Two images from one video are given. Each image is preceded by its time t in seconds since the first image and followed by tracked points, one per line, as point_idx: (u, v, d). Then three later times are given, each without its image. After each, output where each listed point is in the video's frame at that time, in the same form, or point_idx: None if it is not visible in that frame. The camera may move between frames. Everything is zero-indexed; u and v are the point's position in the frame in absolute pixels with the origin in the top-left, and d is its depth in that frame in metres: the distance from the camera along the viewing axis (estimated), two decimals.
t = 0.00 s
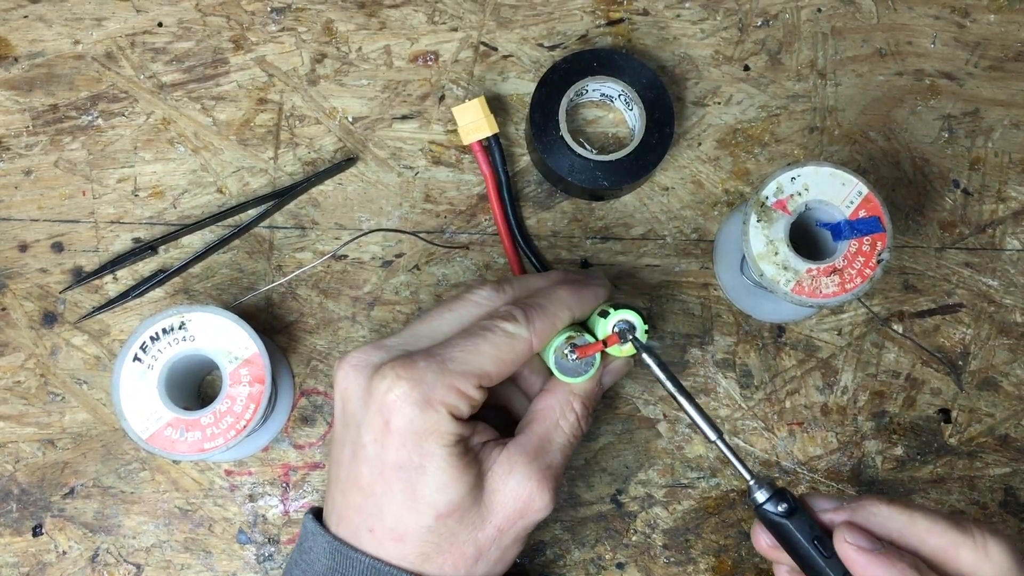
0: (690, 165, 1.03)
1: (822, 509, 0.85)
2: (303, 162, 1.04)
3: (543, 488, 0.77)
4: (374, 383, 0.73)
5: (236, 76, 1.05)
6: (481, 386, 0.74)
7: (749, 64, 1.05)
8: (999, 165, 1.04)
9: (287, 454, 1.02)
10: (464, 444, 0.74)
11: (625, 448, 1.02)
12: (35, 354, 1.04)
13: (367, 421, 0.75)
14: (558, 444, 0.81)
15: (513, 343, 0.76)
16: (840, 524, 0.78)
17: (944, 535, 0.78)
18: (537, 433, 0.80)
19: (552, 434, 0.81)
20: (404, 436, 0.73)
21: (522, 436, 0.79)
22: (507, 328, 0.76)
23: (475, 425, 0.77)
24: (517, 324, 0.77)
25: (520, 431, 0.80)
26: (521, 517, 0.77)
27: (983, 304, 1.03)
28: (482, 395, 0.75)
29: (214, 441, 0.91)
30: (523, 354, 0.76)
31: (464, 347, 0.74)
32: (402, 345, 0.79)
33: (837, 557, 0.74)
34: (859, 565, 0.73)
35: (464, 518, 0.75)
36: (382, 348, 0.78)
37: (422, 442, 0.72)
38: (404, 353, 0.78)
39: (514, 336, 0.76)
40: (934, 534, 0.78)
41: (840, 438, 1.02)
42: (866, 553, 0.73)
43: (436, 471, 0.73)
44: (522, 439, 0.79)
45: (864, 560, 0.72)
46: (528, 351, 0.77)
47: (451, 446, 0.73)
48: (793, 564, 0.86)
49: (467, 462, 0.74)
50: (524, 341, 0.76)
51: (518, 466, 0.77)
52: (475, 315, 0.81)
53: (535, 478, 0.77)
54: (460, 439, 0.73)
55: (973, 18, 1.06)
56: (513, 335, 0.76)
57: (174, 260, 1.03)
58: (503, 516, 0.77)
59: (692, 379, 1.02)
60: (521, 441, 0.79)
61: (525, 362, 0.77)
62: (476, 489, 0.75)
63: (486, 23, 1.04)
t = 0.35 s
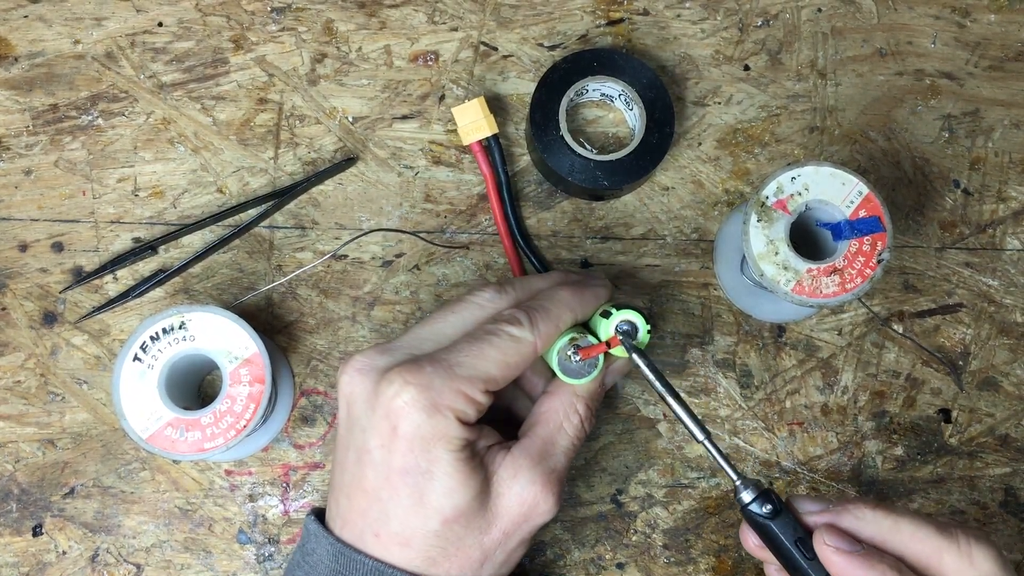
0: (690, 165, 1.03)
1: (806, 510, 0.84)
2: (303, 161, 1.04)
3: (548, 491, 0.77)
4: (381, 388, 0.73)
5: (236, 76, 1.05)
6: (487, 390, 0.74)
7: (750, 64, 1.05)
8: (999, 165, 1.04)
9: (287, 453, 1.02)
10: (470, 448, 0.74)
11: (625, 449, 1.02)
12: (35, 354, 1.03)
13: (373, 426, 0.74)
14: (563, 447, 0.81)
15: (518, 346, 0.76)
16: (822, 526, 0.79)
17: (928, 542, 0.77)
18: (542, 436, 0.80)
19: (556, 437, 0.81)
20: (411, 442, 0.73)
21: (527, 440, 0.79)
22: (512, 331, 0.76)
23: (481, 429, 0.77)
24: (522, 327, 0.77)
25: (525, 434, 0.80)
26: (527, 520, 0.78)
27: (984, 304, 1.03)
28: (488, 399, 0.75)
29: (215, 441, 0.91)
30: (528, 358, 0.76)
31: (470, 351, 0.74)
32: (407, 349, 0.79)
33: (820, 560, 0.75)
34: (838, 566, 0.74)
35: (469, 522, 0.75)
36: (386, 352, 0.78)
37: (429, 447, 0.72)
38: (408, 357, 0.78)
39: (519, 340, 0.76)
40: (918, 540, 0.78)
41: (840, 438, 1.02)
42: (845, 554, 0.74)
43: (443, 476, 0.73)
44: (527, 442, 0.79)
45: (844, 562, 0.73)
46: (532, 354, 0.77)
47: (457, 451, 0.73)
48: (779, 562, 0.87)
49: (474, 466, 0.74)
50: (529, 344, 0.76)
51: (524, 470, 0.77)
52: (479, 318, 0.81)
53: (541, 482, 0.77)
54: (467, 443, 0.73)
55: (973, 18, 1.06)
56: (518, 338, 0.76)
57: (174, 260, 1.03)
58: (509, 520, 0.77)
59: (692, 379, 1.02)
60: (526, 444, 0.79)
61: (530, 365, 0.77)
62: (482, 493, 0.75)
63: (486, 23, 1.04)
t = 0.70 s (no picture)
0: (690, 165, 1.03)
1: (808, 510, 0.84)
2: (303, 161, 1.04)
3: (549, 492, 0.78)
4: (382, 390, 0.73)
5: (236, 76, 1.05)
6: (488, 391, 0.74)
7: (750, 64, 1.05)
8: (999, 165, 1.04)
9: (287, 453, 1.02)
10: (472, 449, 0.74)
11: (625, 448, 1.02)
12: (35, 354, 1.04)
13: (375, 427, 0.74)
14: (564, 447, 0.81)
15: (519, 347, 0.76)
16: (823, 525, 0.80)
17: (929, 542, 0.77)
18: (543, 437, 0.80)
19: (557, 437, 0.81)
20: (413, 443, 0.73)
21: (528, 441, 0.79)
22: (513, 332, 0.76)
23: (482, 429, 0.77)
24: (523, 327, 0.77)
25: (527, 435, 0.80)
26: (529, 521, 0.78)
27: (983, 304, 1.03)
28: (490, 400, 0.75)
29: (215, 441, 0.91)
30: (529, 358, 0.76)
31: (471, 352, 0.74)
32: (408, 349, 0.79)
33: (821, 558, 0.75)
34: (839, 565, 0.73)
35: (471, 523, 0.75)
36: (387, 353, 0.78)
37: (431, 448, 0.72)
38: (409, 358, 0.78)
39: (520, 340, 0.76)
40: (919, 542, 0.78)
41: (840, 438, 1.02)
42: (847, 553, 0.73)
43: (445, 477, 0.73)
44: (528, 442, 0.79)
45: (844, 560, 0.73)
46: (534, 355, 0.77)
47: (459, 452, 0.73)
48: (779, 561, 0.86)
49: (476, 467, 0.74)
50: (530, 344, 0.76)
51: (526, 471, 0.77)
52: (480, 318, 0.81)
53: (543, 482, 0.77)
54: (469, 444, 0.73)
55: (973, 18, 1.06)
56: (519, 338, 0.76)
57: (174, 260, 1.03)
58: (511, 520, 0.77)
59: (692, 379, 1.02)
60: (527, 445, 0.79)
61: (531, 365, 0.77)
62: (484, 494, 0.75)
63: (486, 23, 1.04)
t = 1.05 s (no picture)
0: (690, 165, 1.03)
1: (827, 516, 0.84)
2: (303, 161, 1.04)
3: (549, 493, 0.78)
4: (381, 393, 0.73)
5: (236, 76, 1.05)
6: (487, 392, 0.74)
7: (750, 64, 1.05)
8: (999, 165, 1.04)
9: (287, 453, 1.02)
10: (471, 451, 0.74)
11: (625, 449, 1.02)
12: (35, 354, 1.03)
13: (374, 430, 0.74)
14: (563, 448, 0.81)
15: (517, 348, 0.76)
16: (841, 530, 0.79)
17: (949, 547, 0.77)
18: (542, 438, 0.80)
19: (556, 438, 0.81)
20: (412, 445, 0.73)
21: (527, 442, 0.79)
22: (511, 333, 0.76)
23: (481, 431, 0.77)
24: (521, 328, 0.77)
25: (525, 436, 0.80)
26: (529, 522, 0.78)
27: (983, 304, 1.03)
28: (489, 401, 0.75)
29: (215, 441, 0.91)
30: (527, 359, 0.76)
31: (470, 354, 0.74)
32: (406, 352, 0.79)
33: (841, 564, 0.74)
34: (858, 570, 0.71)
35: (472, 524, 0.75)
36: (386, 356, 0.78)
37: (430, 450, 0.72)
38: (408, 360, 0.78)
39: (518, 341, 0.76)
40: (939, 547, 0.77)
41: (840, 438, 1.02)
42: (867, 559, 0.71)
43: (445, 479, 0.73)
44: (527, 443, 0.79)
45: (865, 565, 0.71)
46: (532, 356, 0.77)
47: (458, 454, 0.73)
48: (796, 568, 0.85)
49: (475, 469, 0.74)
50: (528, 345, 0.76)
51: (525, 472, 0.77)
52: (478, 320, 0.82)
53: (542, 483, 0.77)
54: (468, 445, 0.73)
55: (973, 18, 1.06)
56: (518, 339, 0.76)
57: (174, 260, 1.03)
58: (511, 522, 0.77)
59: (692, 379, 1.02)
60: (526, 446, 0.79)
61: (529, 366, 0.77)
62: (485, 496, 0.75)
63: (486, 23, 1.04)
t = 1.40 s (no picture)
0: (690, 165, 1.03)
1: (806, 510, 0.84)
2: (303, 162, 1.04)
3: (548, 492, 0.78)
4: (381, 393, 0.73)
5: (236, 76, 1.05)
6: (487, 391, 0.74)
7: (750, 64, 1.05)
8: (999, 166, 1.04)
9: (287, 453, 1.02)
10: (471, 450, 0.74)
11: (625, 449, 1.02)
12: (35, 354, 1.03)
13: (375, 430, 0.74)
14: (563, 446, 0.81)
15: (517, 346, 0.76)
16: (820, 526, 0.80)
17: (928, 543, 0.77)
18: (541, 437, 0.80)
19: (556, 437, 0.81)
20: (412, 445, 0.73)
21: (527, 441, 0.79)
22: (510, 331, 0.76)
23: (481, 430, 0.77)
24: (520, 326, 0.77)
25: (526, 435, 0.80)
26: (529, 521, 0.78)
27: (983, 304, 1.03)
28: (489, 400, 0.75)
29: (215, 441, 0.91)
30: (526, 357, 0.76)
31: (470, 352, 0.74)
32: (406, 351, 0.79)
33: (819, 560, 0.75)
34: (836, 566, 0.73)
35: (472, 524, 0.75)
36: (386, 355, 0.78)
37: (430, 450, 0.72)
38: (408, 360, 0.78)
39: (518, 339, 0.76)
40: (917, 543, 0.78)
41: (840, 438, 1.02)
42: (845, 556, 0.73)
43: (445, 478, 0.73)
44: (527, 442, 0.79)
45: (842, 562, 0.73)
46: (531, 354, 0.77)
47: (458, 452, 0.73)
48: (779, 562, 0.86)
49: (476, 468, 0.74)
50: (528, 344, 0.76)
51: (525, 471, 0.77)
52: (478, 318, 0.82)
53: (542, 482, 0.77)
54: (468, 444, 0.73)
55: (973, 18, 1.06)
56: (517, 338, 0.76)
57: (174, 260, 1.03)
58: (511, 521, 0.77)
59: (692, 379, 1.02)
60: (527, 445, 0.79)
61: (529, 364, 0.77)
62: (485, 495, 0.75)
63: (486, 23, 1.04)
